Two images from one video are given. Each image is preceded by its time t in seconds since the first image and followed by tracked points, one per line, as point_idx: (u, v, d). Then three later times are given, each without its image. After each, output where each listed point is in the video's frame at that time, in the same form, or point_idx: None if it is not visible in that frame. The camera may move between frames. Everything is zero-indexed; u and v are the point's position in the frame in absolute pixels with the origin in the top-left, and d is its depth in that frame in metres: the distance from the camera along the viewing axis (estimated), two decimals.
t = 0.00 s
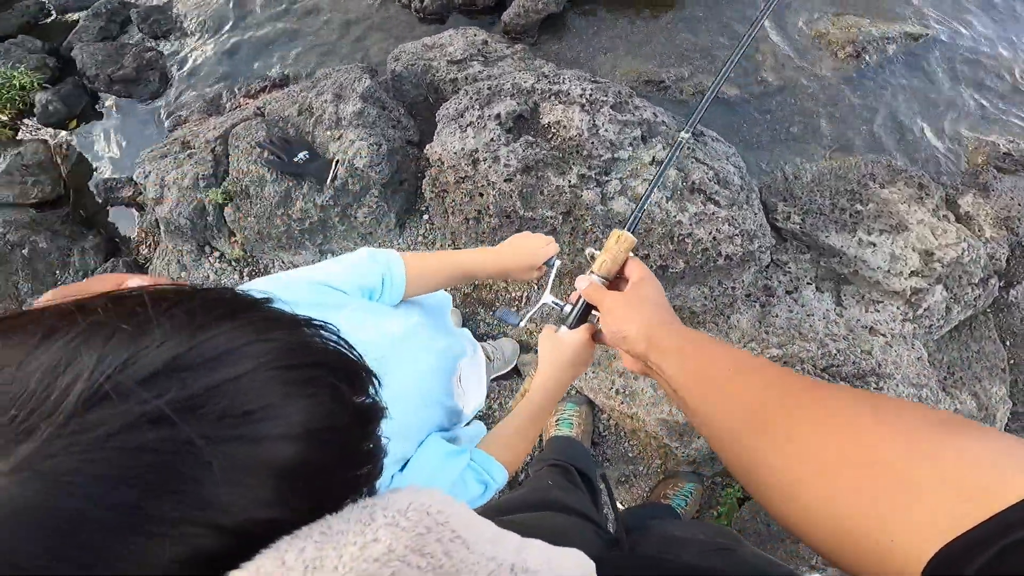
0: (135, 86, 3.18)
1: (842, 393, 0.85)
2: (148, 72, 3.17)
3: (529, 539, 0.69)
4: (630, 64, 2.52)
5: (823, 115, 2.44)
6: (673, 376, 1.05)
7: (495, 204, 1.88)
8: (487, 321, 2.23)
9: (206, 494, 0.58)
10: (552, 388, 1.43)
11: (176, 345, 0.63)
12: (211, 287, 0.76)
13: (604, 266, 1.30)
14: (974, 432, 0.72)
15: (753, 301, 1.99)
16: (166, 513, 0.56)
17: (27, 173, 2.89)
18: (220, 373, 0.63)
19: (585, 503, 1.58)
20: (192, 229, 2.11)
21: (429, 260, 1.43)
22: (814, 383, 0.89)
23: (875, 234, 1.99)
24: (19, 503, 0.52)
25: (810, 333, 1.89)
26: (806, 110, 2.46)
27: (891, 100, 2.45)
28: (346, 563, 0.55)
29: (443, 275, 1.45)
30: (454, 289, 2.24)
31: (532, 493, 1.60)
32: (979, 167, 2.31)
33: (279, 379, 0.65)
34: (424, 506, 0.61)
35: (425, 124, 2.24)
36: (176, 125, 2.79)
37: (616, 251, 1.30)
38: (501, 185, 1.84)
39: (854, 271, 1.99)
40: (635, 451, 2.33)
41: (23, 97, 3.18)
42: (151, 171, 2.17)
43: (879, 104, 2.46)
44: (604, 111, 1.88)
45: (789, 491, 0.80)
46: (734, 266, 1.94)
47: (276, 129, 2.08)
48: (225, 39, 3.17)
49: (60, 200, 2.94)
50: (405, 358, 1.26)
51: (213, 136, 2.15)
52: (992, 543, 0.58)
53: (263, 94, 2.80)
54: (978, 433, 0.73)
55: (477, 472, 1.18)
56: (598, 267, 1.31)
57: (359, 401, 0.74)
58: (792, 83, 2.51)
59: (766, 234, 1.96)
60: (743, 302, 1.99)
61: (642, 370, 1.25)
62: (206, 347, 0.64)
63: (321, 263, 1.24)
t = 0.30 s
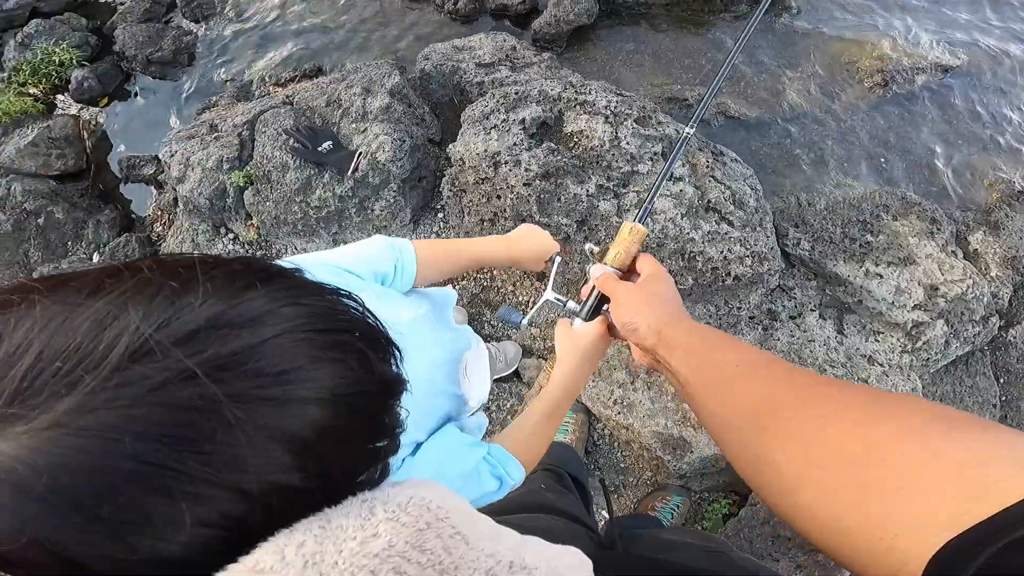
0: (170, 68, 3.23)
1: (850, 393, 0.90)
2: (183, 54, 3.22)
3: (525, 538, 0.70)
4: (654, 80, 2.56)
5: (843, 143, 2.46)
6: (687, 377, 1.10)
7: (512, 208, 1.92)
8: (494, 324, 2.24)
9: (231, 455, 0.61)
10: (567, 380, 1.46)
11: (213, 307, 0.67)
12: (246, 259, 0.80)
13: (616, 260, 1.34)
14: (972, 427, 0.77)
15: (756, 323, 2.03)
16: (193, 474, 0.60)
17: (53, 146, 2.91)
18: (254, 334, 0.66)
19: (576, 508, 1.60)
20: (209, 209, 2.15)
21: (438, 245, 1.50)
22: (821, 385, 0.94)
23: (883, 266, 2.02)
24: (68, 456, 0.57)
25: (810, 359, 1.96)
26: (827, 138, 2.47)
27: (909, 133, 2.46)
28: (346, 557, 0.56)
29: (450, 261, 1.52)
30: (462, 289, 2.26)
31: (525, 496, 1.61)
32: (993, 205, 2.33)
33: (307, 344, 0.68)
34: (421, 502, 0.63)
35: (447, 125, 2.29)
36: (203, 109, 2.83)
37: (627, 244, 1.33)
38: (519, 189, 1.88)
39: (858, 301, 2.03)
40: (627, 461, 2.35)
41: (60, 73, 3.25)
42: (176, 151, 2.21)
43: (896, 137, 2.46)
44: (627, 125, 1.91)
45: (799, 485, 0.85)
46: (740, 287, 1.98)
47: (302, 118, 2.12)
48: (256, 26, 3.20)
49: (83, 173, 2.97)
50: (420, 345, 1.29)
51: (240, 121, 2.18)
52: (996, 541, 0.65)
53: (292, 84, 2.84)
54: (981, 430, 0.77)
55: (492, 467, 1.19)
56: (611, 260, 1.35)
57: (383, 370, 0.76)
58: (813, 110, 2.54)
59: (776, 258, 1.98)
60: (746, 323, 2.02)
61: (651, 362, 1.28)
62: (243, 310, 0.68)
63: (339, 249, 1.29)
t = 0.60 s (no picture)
0: (197, 55, 3.31)
1: (852, 384, 0.86)
2: (211, 41, 3.29)
3: (507, 540, 0.75)
4: (672, 81, 2.58)
5: (858, 150, 2.48)
6: (685, 368, 1.07)
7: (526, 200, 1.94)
8: (503, 316, 2.27)
9: (219, 411, 0.65)
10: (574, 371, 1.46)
11: (204, 267, 0.71)
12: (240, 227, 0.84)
13: (632, 255, 1.34)
14: (972, 418, 0.75)
15: (766, 325, 2.02)
16: (183, 428, 0.64)
17: (78, 128, 2.95)
18: (242, 294, 0.70)
19: (577, 500, 1.61)
20: (229, 191, 2.19)
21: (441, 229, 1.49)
22: (819, 374, 0.91)
23: (896, 274, 2.04)
24: (62, 407, 0.60)
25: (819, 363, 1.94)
26: (842, 145, 2.50)
27: (926, 141, 2.46)
28: (337, 571, 0.60)
29: (453, 245, 1.52)
30: (473, 280, 2.29)
31: (527, 488, 1.63)
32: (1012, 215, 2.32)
33: (292, 306, 0.72)
34: (408, 516, 0.66)
35: (466, 118, 2.32)
36: (227, 95, 2.88)
37: (644, 242, 1.33)
38: (534, 181, 1.90)
39: (869, 307, 2.04)
40: (629, 458, 2.36)
41: (91, 57, 3.30)
42: (201, 134, 2.26)
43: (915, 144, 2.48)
44: (645, 123, 1.94)
45: (791, 475, 0.82)
46: (751, 287, 1.99)
47: (325, 107, 2.16)
48: (283, 16, 3.26)
49: (106, 155, 3.03)
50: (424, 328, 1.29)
51: (263, 108, 2.23)
52: (994, 528, 0.62)
53: (315, 73, 2.88)
54: (982, 424, 0.74)
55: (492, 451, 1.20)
56: (627, 255, 1.35)
57: (366, 336, 0.80)
58: (832, 117, 2.57)
59: (789, 259, 2.00)
60: (755, 324, 2.02)
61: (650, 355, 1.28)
62: (233, 271, 0.72)
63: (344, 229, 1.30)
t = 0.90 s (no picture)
0: (200, 56, 3.32)
1: (842, 381, 0.85)
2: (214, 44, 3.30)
3: (507, 529, 0.74)
4: (671, 83, 2.61)
5: (856, 152, 2.50)
6: (673, 367, 1.03)
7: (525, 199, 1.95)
8: (502, 315, 2.28)
9: (207, 369, 0.69)
10: (560, 350, 1.42)
11: (199, 232, 0.74)
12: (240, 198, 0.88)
13: (633, 242, 1.38)
14: (965, 420, 0.73)
15: (763, 325, 2.03)
16: (174, 387, 0.68)
17: (81, 127, 2.99)
18: (235, 257, 0.74)
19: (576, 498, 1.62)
20: (230, 190, 2.20)
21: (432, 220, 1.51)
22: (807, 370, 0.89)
23: (893, 275, 2.05)
24: (54, 359, 0.64)
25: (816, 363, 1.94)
26: (841, 147, 2.51)
27: (921, 145, 2.49)
28: (341, 561, 0.59)
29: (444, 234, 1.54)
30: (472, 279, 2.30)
31: (526, 486, 1.65)
32: (1006, 218, 2.33)
33: (282, 271, 0.76)
34: (414, 505, 0.65)
35: (466, 119, 2.34)
36: (229, 95, 2.90)
37: (648, 229, 1.38)
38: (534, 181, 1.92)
39: (866, 308, 2.05)
40: (627, 457, 2.37)
41: (95, 57, 3.33)
42: (203, 134, 2.27)
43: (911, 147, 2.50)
44: (643, 123, 1.95)
45: (776, 473, 0.81)
46: (748, 286, 2.00)
47: (326, 106, 2.18)
48: (285, 18, 3.28)
49: (108, 155, 3.06)
50: (421, 314, 1.32)
51: (265, 108, 2.25)
52: (975, 538, 0.59)
53: (317, 74, 2.90)
54: (978, 424, 0.72)
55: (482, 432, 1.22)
56: (629, 241, 1.38)
57: (355, 305, 0.84)
58: (830, 121, 2.58)
59: (786, 259, 2.02)
60: (753, 325, 2.02)
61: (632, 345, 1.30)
62: (227, 235, 0.75)
63: (343, 217, 1.35)
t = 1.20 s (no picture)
0: (181, 78, 3.33)
1: (832, 386, 0.85)
2: (195, 65, 3.33)
3: (503, 537, 0.75)
4: (653, 83, 2.63)
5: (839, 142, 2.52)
6: (666, 377, 1.01)
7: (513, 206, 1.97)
8: (498, 322, 2.29)
9: (188, 367, 0.71)
10: (553, 365, 1.44)
11: (181, 238, 0.77)
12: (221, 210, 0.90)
13: (620, 252, 1.36)
14: (958, 426, 0.75)
15: (757, 319, 2.03)
16: (155, 381, 0.70)
17: (68, 155, 3.05)
18: (213, 261, 0.75)
19: (579, 500, 1.63)
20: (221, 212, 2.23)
21: (424, 232, 1.54)
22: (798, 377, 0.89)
23: (882, 262, 2.06)
24: (44, 357, 0.66)
25: (811, 354, 1.94)
26: (825, 138, 2.53)
27: (901, 134, 2.52)
28: None
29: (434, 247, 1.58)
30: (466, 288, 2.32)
31: (530, 488, 1.65)
32: (991, 200, 2.39)
33: (259, 276, 0.78)
34: (405, 517, 0.67)
35: (451, 129, 2.37)
36: (215, 117, 2.93)
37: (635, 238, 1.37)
38: (520, 188, 1.94)
39: (858, 297, 2.05)
40: (631, 457, 2.37)
41: (75, 82, 3.36)
42: (190, 157, 2.30)
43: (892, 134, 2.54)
44: (624, 125, 1.97)
45: (774, 481, 0.80)
46: (738, 281, 2.02)
47: (311, 124, 2.21)
48: (266, 38, 3.31)
49: (98, 181, 3.11)
50: (407, 325, 1.33)
51: (250, 128, 2.28)
52: (978, 540, 0.62)
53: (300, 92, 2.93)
54: (972, 429, 0.74)
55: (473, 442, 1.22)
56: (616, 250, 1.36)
57: (332, 307, 0.86)
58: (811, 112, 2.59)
59: (774, 252, 2.03)
60: (747, 318, 2.02)
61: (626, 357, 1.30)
62: (207, 242, 0.77)
63: (325, 231, 1.35)
